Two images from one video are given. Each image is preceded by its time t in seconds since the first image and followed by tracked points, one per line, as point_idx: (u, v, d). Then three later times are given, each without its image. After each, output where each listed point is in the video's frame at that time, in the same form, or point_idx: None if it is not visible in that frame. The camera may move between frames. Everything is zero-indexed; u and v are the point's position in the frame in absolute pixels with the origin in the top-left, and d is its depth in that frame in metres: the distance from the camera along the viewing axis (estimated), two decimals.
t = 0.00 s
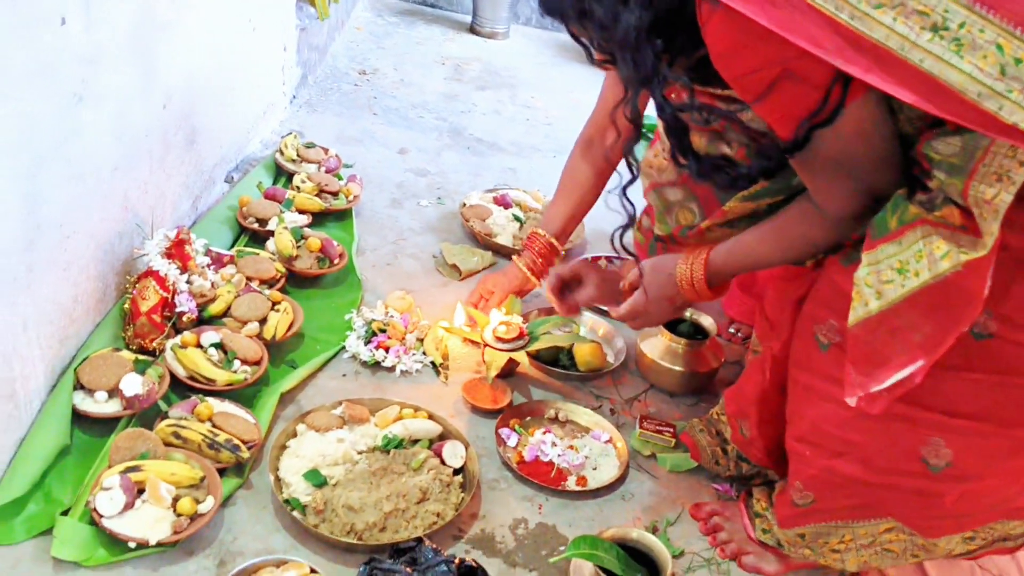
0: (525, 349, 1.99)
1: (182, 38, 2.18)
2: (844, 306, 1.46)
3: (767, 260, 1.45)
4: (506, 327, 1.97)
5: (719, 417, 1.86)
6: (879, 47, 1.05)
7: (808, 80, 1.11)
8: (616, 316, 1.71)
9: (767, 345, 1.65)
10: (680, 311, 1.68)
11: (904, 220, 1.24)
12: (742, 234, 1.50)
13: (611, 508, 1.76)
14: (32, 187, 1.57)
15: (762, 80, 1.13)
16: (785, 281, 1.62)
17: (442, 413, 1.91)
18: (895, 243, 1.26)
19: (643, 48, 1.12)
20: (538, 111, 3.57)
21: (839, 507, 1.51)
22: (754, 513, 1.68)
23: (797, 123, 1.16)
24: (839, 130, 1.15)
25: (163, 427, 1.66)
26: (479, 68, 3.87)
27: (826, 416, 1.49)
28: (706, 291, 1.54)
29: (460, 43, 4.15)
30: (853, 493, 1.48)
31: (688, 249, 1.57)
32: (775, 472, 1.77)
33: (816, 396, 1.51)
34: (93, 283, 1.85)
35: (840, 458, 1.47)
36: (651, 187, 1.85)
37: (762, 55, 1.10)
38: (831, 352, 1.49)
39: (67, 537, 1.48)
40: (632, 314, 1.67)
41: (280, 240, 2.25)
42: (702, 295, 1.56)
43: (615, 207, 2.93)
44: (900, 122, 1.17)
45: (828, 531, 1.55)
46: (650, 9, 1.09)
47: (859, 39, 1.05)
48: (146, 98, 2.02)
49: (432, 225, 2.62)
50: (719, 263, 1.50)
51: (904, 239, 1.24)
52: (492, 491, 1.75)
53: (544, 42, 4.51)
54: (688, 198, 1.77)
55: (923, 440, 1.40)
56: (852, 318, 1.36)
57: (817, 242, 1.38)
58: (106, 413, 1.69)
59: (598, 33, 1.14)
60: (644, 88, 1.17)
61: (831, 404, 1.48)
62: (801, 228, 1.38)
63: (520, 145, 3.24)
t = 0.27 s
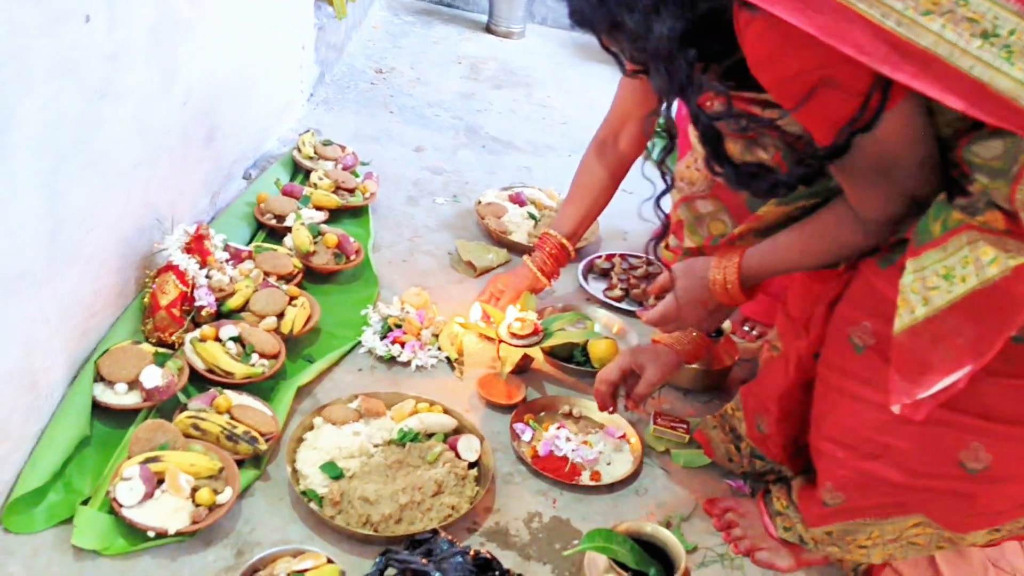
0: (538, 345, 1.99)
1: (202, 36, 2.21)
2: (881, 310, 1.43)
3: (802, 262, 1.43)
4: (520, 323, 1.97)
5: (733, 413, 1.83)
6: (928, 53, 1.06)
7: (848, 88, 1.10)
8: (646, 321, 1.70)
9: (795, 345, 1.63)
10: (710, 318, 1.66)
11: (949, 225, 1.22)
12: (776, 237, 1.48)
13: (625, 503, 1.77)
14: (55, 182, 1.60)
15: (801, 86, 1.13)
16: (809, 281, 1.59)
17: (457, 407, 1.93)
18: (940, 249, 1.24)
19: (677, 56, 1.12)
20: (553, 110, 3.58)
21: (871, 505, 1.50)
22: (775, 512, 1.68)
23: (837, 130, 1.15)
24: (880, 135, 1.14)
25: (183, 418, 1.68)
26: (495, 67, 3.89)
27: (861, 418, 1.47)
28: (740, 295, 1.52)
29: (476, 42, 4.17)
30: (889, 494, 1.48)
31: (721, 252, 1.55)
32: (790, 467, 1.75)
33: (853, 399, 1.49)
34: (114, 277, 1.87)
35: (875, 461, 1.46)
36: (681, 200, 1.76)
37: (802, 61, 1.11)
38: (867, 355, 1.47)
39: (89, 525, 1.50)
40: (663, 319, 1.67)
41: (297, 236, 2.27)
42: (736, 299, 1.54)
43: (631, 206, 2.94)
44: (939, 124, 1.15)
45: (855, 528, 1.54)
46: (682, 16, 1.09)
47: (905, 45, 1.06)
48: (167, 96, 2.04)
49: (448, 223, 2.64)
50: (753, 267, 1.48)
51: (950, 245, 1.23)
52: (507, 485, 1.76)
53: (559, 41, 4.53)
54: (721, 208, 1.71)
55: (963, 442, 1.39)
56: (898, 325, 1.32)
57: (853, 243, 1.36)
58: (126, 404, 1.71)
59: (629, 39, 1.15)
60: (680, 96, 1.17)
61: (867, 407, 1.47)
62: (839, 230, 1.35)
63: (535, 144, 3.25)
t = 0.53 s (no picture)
0: (552, 339, 2.01)
1: (220, 31, 2.23)
2: (903, 305, 1.44)
3: (826, 257, 1.43)
4: (534, 317, 1.98)
5: (745, 408, 1.83)
6: (956, 52, 1.05)
7: (876, 84, 1.11)
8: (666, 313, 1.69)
9: (814, 339, 1.63)
10: (731, 312, 1.67)
11: (972, 222, 1.24)
12: (800, 230, 1.48)
13: (637, 497, 1.77)
14: (76, 172, 1.62)
15: (829, 80, 1.15)
16: (831, 274, 1.60)
17: (471, 400, 1.94)
18: (963, 245, 1.26)
19: (703, 47, 1.13)
20: (567, 107, 3.59)
21: (888, 500, 1.51)
22: (789, 507, 1.68)
23: (863, 124, 1.16)
24: (907, 132, 1.15)
25: (200, 407, 1.70)
26: (509, 65, 3.90)
27: (882, 414, 1.47)
28: (762, 289, 1.52)
29: (491, 39, 4.18)
30: (907, 489, 1.48)
31: (743, 246, 1.55)
32: (801, 463, 1.77)
33: (874, 394, 1.49)
34: (133, 268, 1.89)
35: (895, 457, 1.47)
36: (704, 188, 1.77)
37: (831, 56, 1.12)
38: (888, 350, 1.47)
39: (107, 511, 1.52)
40: (684, 311, 1.65)
41: (313, 229, 2.28)
42: (758, 292, 1.54)
43: (645, 203, 2.94)
44: (966, 120, 1.16)
45: (871, 524, 1.55)
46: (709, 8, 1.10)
47: (935, 43, 1.06)
48: (186, 89, 2.07)
49: (462, 218, 2.65)
50: (776, 261, 1.48)
51: (974, 241, 1.25)
52: (519, 476, 1.77)
53: (574, 39, 4.53)
54: (744, 199, 1.70)
55: (985, 438, 1.40)
56: (920, 320, 1.35)
57: (879, 238, 1.36)
58: (144, 393, 1.73)
59: (655, 32, 1.15)
60: (707, 88, 1.17)
61: (887, 403, 1.47)
62: (864, 225, 1.36)
63: (549, 140, 3.26)
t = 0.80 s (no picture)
0: (564, 336, 2.00)
1: (238, 28, 2.26)
2: (915, 300, 1.45)
3: (840, 251, 1.44)
4: (546, 313, 1.98)
5: (756, 404, 1.86)
6: (971, 45, 1.08)
7: (891, 77, 1.14)
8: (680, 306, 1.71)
9: (826, 334, 1.65)
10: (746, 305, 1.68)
11: (985, 215, 1.24)
12: (814, 225, 1.49)
13: (648, 492, 1.78)
14: (98, 165, 1.64)
15: (845, 74, 1.17)
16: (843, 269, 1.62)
17: (484, 394, 1.96)
18: (976, 237, 1.26)
19: (721, 42, 1.15)
20: (579, 107, 3.60)
21: (898, 496, 1.53)
22: (799, 503, 1.69)
23: (876, 118, 1.18)
24: (921, 124, 1.17)
25: (216, 399, 1.72)
26: (521, 65, 3.92)
27: (891, 408, 1.49)
28: (777, 283, 1.54)
29: (503, 40, 4.20)
30: (916, 484, 1.51)
31: (757, 240, 1.56)
32: (812, 460, 1.78)
33: (884, 388, 1.50)
34: (150, 261, 1.92)
35: (906, 451, 1.48)
36: (723, 180, 1.79)
37: (847, 49, 1.15)
38: (899, 344, 1.48)
39: (124, 500, 1.53)
40: (698, 304, 1.67)
41: (328, 225, 2.31)
42: (773, 287, 1.55)
43: (656, 202, 2.95)
44: (982, 116, 1.18)
45: (881, 519, 1.57)
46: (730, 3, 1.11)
47: (951, 36, 1.08)
48: (204, 85, 2.09)
49: (474, 216, 2.67)
50: (790, 255, 1.50)
51: (986, 234, 1.25)
52: (531, 471, 1.79)
53: (586, 40, 4.55)
54: (761, 191, 1.73)
55: (995, 433, 1.41)
56: (929, 311, 1.35)
57: (893, 233, 1.38)
58: (161, 384, 1.76)
59: (676, 24, 1.17)
60: (724, 81, 1.20)
61: (897, 397, 1.48)
62: (877, 220, 1.37)
63: (560, 140, 3.27)
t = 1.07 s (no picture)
0: (572, 335, 2.02)
1: (250, 29, 2.28)
2: (923, 300, 1.47)
3: (847, 252, 1.47)
4: (554, 313, 1.99)
5: (763, 405, 1.88)
6: (978, 43, 1.09)
7: (899, 76, 1.15)
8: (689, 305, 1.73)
9: (834, 334, 1.67)
10: (754, 303, 1.71)
11: (992, 212, 1.25)
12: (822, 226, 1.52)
13: (655, 491, 1.80)
14: (113, 162, 1.66)
15: (852, 74, 1.18)
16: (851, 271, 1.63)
17: (492, 393, 1.97)
18: (983, 234, 1.27)
19: (733, 42, 1.16)
20: (586, 109, 3.62)
21: (904, 494, 1.54)
22: (805, 503, 1.70)
23: (885, 117, 1.20)
24: (928, 124, 1.18)
25: (228, 394, 1.74)
26: (529, 68, 3.94)
27: (895, 406, 1.51)
28: (785, 282, 1.57)
29: (511, 43, 4.22)
30: (921, 483, 1.51)
31: (766, 239, 1.59)
32: (819, 462, 1.79)
33: (890, 388, 1.52)
34: (163, 258, 1.94)
35: (908, 449, 1.49)
36: (733, 182, 1.81)
37: (855, 49, 1.16)
38: (906, 343, 1.50)
39: (137, 493, 1.55)
40: (707, 302, 1.69)
41: (337, 224, 2.33)
42: (781, 285, 1.58)
43: (663, 204, 2.97)
44: (990, 117, 1.20)
45: (886, 518, 1.58)
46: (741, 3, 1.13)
47: (957, 35, 1.09)
48: (217, 84, 2.11)
49: (483, 217, 2.69)
50: (798, 255, 1.52)
51: (992, 231, 1.25)
52: (539, 469, 1.80)
53: (593, 43, 4.57)
54: (770, 193, 1.75)
55: (1000, 431, 1.43)
56: (935, 308, 1.36)
57: (901, 234, 1.39)
58: (173, 379, 1.78)
59: (687, 24, 1.20)
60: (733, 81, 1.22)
61: (903, 395, 1.49)
62: (885, 221, 1.39)
63: (568, 142, 3.29)
